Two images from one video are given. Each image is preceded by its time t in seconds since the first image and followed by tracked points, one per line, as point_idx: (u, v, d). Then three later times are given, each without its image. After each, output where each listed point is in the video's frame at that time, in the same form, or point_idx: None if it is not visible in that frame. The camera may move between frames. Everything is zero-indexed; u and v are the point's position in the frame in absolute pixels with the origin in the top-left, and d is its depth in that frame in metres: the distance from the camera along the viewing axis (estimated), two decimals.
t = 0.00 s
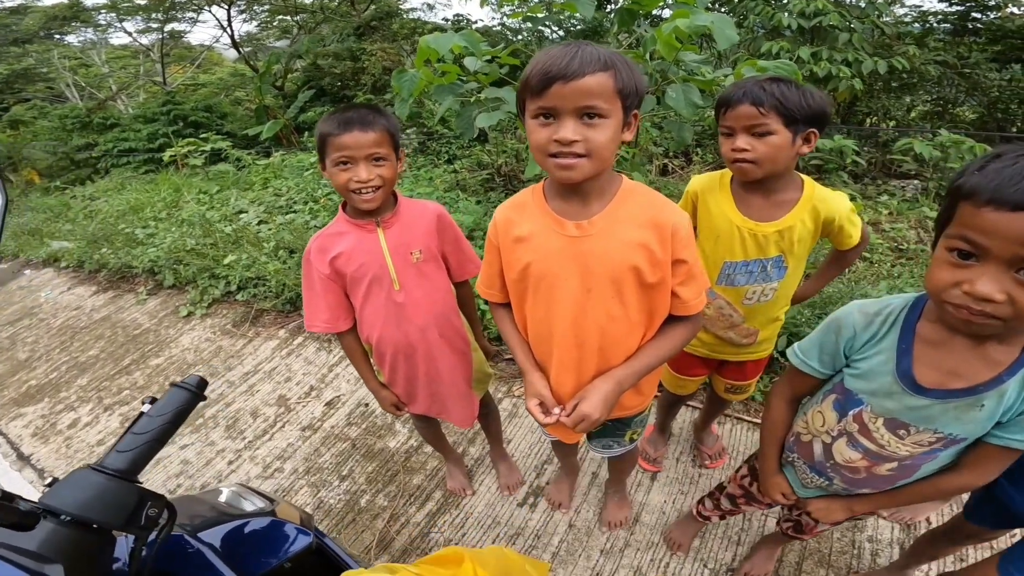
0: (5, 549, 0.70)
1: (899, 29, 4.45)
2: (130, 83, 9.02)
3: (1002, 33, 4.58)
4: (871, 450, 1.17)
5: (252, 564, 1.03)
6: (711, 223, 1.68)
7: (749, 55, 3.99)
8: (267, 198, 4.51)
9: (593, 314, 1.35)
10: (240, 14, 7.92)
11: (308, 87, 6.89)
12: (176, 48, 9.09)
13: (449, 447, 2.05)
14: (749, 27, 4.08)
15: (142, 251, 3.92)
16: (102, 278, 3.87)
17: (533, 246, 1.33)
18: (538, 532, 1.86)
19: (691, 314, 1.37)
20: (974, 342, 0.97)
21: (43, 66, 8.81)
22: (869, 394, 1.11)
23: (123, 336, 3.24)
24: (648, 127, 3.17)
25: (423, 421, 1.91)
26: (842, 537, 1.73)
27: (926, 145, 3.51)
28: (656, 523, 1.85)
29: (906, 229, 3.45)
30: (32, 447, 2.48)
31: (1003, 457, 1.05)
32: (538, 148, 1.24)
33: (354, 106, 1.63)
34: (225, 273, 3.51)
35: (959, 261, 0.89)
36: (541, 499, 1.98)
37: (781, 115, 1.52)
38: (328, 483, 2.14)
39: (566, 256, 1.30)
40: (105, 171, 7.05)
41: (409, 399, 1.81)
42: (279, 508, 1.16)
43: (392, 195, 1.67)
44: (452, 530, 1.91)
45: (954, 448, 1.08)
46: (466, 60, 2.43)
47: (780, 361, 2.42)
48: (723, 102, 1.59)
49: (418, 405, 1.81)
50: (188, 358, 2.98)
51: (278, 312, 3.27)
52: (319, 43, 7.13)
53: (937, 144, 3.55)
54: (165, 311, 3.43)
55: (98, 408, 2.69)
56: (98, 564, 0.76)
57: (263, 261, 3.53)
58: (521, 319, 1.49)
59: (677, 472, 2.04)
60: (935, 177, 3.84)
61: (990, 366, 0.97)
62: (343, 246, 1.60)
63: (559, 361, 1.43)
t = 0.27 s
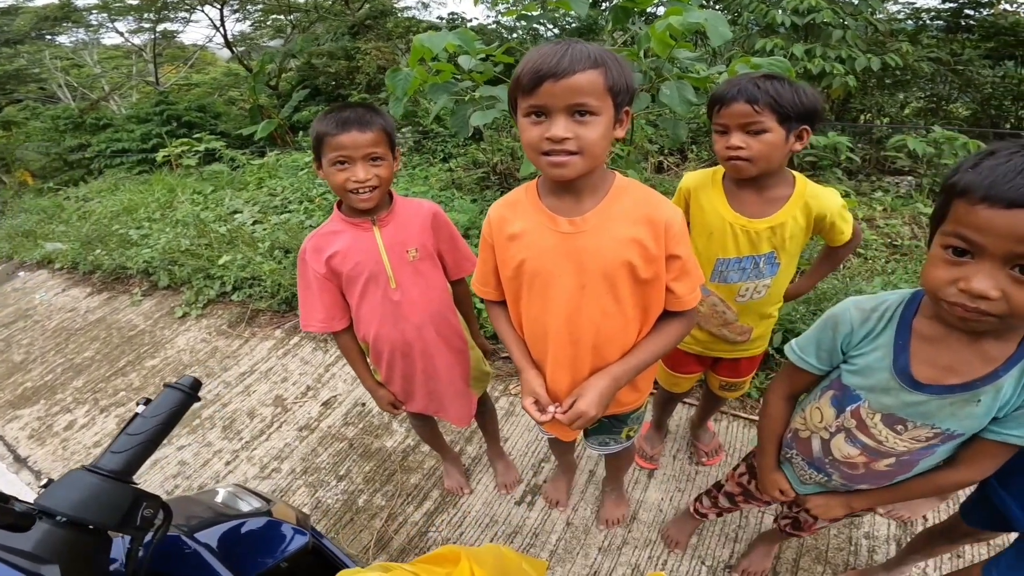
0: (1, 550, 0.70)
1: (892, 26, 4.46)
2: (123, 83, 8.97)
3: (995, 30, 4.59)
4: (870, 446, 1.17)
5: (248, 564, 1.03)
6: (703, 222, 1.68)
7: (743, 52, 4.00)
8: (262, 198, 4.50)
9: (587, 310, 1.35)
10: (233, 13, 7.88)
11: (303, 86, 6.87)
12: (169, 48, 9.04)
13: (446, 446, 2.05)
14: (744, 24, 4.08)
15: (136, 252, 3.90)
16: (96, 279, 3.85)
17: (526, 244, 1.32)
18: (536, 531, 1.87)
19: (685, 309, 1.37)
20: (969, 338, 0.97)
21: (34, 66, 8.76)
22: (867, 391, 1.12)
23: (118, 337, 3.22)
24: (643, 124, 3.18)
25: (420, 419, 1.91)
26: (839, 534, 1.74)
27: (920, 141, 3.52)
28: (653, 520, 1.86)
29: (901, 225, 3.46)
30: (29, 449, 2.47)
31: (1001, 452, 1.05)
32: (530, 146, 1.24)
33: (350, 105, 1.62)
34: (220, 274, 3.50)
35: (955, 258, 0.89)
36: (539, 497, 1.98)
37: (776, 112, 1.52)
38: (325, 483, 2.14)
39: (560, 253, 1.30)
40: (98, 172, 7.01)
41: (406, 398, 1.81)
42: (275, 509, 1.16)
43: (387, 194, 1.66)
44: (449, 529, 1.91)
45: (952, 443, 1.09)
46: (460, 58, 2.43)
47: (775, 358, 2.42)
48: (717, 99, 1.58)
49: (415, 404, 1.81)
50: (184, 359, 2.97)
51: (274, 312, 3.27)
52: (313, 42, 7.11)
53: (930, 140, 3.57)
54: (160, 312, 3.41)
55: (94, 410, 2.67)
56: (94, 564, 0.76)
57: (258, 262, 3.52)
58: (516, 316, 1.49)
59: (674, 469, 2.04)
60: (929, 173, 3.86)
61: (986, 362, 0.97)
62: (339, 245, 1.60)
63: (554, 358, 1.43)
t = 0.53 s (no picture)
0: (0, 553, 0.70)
1: (884, 22, 4.47)
2: (114, 83, 8.91)
3: (986, 26, 4.61)
4: (867, 442, 1.18)
5: (248, 564, 1.03)
6: (693, 218, 1.68)
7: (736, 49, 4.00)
8: (256, 198, 4.48)
9: (584, 307, 1.35)
10: (225, 13, 7.85)
11: (296, 86, 6.84)
12: (160, 48, 8.98)
13: (444, 445, 2.05)
14: (737, 21, 4.09)
15: (130, 254, 3.88)
16: (90, 281, 3.83)
17: (522, 242, 1.33)
18: (535, 529, 1.87)
19: (682, 305, 1.37)
20: (966, 334, 0.98)
21: (24, 68, 8.70)
22: (864, 387, 1.13)
23: (113, 339, 3.21)
24: (637, 121, 3.18)
25: (418, 419, 1.91)
26: (837, 530, 1.75)
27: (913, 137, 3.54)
28: (651, 517, 1.86)
29: (894, 221, 3.48)
30: (26, 452, 2.46)
31: (997, 448, 1.07)
32: (524, 145, 1.24)
33: (347, 105, 1.62)
34: (215, 275, 3.48)
35: (950, 255, 0.90)
36: (537, 496, 1.98)
37: (761, 109, 1.52)
38: (323, 483, 2.14)
39: (556, 251, 1.30)
40: (91, 173, 6.97)
41: (404, 397, 1.81)
42: (275, 510, 1.16)
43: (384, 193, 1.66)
44: (448, 528, 1.91)
45: (949, 439, 1.10)
46: (454, 57, 2.42)
47: (771, 354, 2.43)
48: (702, 98, 1.58)
49: (413, 403, 1.81)
50: (180, 360, 2.96)
51: (270, 313, 3.26)
52: (306, 41, 7.08)
53: (923, 136, 3.59)
54: (155, 313, 3.40)
55: (91, 412, 2.66)
56: (94, 566, 0.76)
57: (253, 262, 3.51)
58: (513, 314, 1.49)
59: (672, 466, 2.05)
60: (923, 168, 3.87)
61: (982, 357, 0.98)
62: (335, 245, 1.59)
63: (551, 355, 1.43)
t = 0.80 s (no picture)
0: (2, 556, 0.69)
1: (876, 18, 4.49)
2: (106, 84, 8.84)
3: (978, 22, 4.63)
4: (866, 436, 1.18)
5: (250, 565, 1.02)
6: (682, 214, 1.68)
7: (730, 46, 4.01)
8: (250, 198, 4.46)
9: (582, 303, 1.35)
10: (217, 13, 7.81)
11: (289, 86, 6.81)
12: (151, 48, 8.93)
13: (443, 444, 2.05)
14: (731, 18, 4.09)
15: (124, 255, 3.86)
16: (85, 283, 3.81)
17: (520, 238, 1.32)
18: (535, 527, 1.87)
19: (679, 300, 1.38)
20: (963, 329, 0.98)
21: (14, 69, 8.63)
22: (862, 381, 1.13)
23: (109, 341, 3.19)
24: (632, 119, 3.18)
25: (416, 418, 1.90)
26: (836, 525, 1.76)
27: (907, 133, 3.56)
28: (651, 514, 1.87)
29: (889, 216, 3.50)
30: (23, 456, 2.44)
31: (995, 442, 1.08)
32: (521, 142, 1.24)
33: (343, 104, 1.61)
34: (210, 276, 3.47)
35: (948, 249, 0.90)
36: (537, 494, 1.99)
37: (745, 105, 1.53)
38: (322, 483, 2.13)
39: (555, 247, 1.30)
40: (83, 175, 6.92)
41: (402, 397, 1.80)
42: (274, 510, 1.16)
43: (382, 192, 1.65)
44: (448, 527, 1.91)
45: (947, 433, 1.11)
46: (448, 55, 2.42)
47: (768, 350, 2.44)
48: (685, 96, 1.58)
49: (411, 402, 1.80)
50: (176, 362, 2.94)
51: (266, 314, 3.25)
52: (299, 40, 7.06)
53: (916, 132, 3.61)
54: (150, 315, 3.38)
55: (87, 415, 2.64)
56: (97, 568, 0.76)
57: (248, 263, 3.50)
58: (511, 311, 1.49)
59: (670, 463, 2.05)
60: (916, 163, 3.89)
61: (979, 351, 0.99)
62: (333, 244, 1.59)
63: (549, 351, 1.43)
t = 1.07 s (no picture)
0: None
1: (872, 16, 4.50)
2: (101, 85, 8.81)
3: (974, 20, 4.61)
4: (864, 433, 1.18)
5: (244, 568, 1.02)
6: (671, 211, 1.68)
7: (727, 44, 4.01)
8: (247, 199, 4.44)
9: (579, 300, 1.35)
10: (213, 13, 7.79)
11: (286, 85, 6.80)
12: (147, 49, 8.90)
13: (441, 444, 2.04)
14: (728, 16, 4.08)
15: (121, 256, 3.85)
16: (82, 284, 3.80)
17: (518, 236, 1.32)
18: (533, 527, 1.87)
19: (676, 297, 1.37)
20: (962, 325, 0.98)
21: (10, 70, 8.60)
22: (860, 377, 1.13)
23: (106, 342, 3.18)
24: (629, 117, 3.18)
25: (414, 419, 1.90)
26: (835, 524, 1.76)
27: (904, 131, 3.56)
28: (649, 513, 1.87)
29: (886, 213, 3.50)
30: (21, 457, 2.43)
31: (992, 438, 1.08)
32: (518, 139, 1.23)
33: (338, 104, 1.60)
34: (207, 276, 3.45)
35: (946, 242, 0.90)
36: (535, 493, 1.98)
37: (732, 102, 1.52)
38: (321, 484, 2.13)
39: (552, 244, 1.30)
40: (79, 176, 6.90)
41: (400, 397, 1.80)
42: (268, 513, 1.16)
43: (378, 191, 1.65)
44: (446, 527, 1.91)
45: (944, 430, 1.11)
46: (445, 54, 2.41)
47: (766, 348, 2.44)
48: (671, 94, 1.57)
49: (409, 403, 1.80)
50: (174, 363, 2.93)
51: (263, 314, 3.24)
52: (296, 40, 7.05)
53: (913, 129, 3.61)
54: (147, 316, 3.37)
55: (85, 416, 2.63)
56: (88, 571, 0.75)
57: (245, 263, 3.49)
58: (508, 308, 1.49)
59: (669, 461, 2.05)
60: (913, 161, 3.90)
61: (977, 348, 0.99)
62: (331, 244, 1.58)
63: (546, 348, 1.43)
